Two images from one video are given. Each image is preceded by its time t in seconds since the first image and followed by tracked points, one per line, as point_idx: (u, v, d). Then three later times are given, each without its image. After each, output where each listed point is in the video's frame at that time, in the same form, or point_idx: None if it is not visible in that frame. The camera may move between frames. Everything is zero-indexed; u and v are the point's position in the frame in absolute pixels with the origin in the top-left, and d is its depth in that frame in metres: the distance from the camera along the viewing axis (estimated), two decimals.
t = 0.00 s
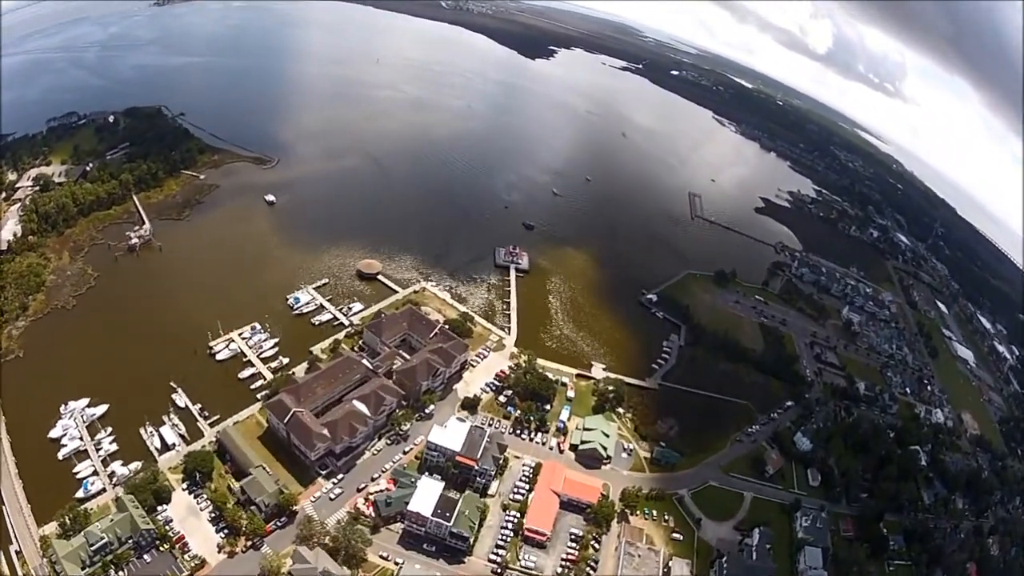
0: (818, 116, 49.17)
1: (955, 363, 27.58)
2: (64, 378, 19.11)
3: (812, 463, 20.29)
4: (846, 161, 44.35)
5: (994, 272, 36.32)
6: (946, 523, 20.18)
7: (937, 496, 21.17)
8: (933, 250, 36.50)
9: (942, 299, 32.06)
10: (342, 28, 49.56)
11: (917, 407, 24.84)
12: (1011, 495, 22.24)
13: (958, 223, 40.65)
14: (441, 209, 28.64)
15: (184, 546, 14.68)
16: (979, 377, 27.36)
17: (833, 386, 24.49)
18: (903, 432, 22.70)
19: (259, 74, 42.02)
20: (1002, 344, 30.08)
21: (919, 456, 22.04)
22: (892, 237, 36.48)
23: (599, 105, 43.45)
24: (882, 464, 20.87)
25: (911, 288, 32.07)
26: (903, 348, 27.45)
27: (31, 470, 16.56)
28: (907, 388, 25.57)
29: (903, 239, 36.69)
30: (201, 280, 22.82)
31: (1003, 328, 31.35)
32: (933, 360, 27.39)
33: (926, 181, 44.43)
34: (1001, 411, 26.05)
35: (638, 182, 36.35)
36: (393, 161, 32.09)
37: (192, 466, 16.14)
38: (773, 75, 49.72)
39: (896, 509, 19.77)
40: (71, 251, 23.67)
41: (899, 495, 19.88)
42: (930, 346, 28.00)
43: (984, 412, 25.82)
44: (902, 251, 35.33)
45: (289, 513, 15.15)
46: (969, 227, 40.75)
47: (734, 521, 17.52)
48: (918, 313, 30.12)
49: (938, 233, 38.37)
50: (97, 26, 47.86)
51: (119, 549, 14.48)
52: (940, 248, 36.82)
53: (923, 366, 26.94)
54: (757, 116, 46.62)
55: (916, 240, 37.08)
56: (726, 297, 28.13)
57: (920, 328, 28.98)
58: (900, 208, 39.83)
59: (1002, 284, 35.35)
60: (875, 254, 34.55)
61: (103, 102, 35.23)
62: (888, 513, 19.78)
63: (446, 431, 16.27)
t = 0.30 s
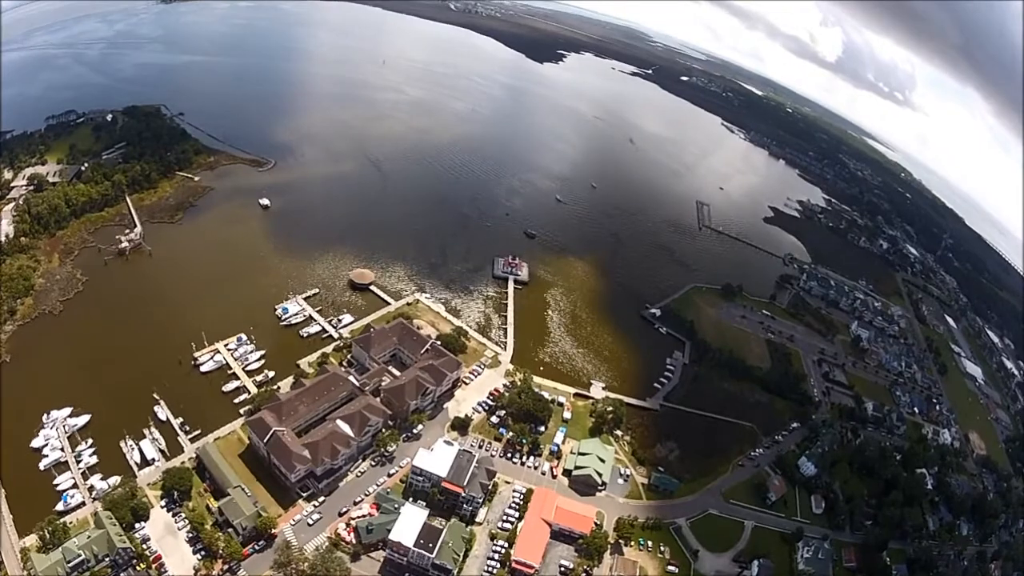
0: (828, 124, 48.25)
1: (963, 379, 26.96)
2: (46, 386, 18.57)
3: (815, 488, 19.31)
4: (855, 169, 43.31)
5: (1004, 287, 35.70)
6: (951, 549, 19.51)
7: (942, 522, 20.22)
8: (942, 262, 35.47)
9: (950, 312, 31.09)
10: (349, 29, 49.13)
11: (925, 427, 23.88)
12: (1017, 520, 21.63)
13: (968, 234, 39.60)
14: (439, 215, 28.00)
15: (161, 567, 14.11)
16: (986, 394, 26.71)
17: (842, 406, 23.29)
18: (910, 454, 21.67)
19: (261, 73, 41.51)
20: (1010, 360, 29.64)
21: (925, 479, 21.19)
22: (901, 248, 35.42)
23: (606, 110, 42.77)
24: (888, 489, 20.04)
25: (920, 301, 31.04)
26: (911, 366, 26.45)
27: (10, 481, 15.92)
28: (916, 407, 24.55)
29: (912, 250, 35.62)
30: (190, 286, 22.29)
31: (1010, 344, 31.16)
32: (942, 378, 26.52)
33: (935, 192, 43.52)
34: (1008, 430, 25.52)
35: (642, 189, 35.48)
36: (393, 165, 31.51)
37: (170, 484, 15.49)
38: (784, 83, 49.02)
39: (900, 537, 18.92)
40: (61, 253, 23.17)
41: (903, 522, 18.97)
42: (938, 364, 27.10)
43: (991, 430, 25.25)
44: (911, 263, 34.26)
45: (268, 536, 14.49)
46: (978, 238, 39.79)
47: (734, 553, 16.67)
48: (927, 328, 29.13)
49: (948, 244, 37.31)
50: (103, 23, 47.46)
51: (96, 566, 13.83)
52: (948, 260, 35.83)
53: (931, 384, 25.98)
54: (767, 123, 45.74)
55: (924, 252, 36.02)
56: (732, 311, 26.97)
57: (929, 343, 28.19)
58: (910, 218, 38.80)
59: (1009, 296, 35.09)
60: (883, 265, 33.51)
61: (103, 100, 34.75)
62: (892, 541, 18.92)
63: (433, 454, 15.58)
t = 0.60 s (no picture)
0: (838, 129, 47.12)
1: (971, 396, 25.95)
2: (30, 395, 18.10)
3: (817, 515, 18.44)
4: (865, 177, 42.16)
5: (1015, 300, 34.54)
6: None
7: (946, 549, 19.44)
8: (952, 273, 34.35)
9: (960, 326, 30.03)
10: (357, 27, 48.47)
11: (932, 448, 23.00)
12: (1023, 545, 20.50)
13: (979, 245, 38.46)
14: (436, 220, 27.35)
15: None
16: (993, 412, 25.72)
17: (848, 428, 22.37)
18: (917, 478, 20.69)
19: (264, 71, 40.88)
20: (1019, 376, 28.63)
21: (931, 503, 20.31)
22: (911, 259, 34.27)
23: (613, 113, 41.88)
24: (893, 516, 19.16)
25: (930, 315, 30.01)
26: (919, 384, 25.46)
27: None
28: (923, 428, 23.63)
29: (922, 261, 34.49)
30: (182, 293, 21.80)
31: (1019, 359, 30.00)
32: (951, 396, 25.53)
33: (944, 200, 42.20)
34: (1015, 448, 24.53)
35: (647, 195, 34.58)
36: (392, 167, 30.84)
37: (147, 502, 14.96)
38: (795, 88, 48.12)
39: (904, 566, 18.11)
40: (51, 255, 22.69)
41: (908, 551, 18.11)
42: (948, 381, 26.10)
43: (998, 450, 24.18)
44: (921, 274, 33.12)
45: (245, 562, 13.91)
46: (987, 248, 38.67)
47: None
48: (936, 343, 28.12)
49: (957, 255, 36.20)
50: (109, 18, 46.92)
51: None
52: (959, 271, 34.72)
53: (940, 403, 24.97)
54: (777, 129, 44.67)
55: (935, 262, 34.88)
56: (739, 326, 25.94)
57: (938, 359, 27.09)
58: (920, 227, 37.69)
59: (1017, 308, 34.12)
60: (892, 276, 32.41)
61: (103, 98, 34.26)
62: (897, 572, 18.10)
63: (417, 480, 14.84)
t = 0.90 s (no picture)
0: (847, 133, 45.79)
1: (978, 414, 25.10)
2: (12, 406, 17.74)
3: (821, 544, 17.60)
4: (875, 184, 41.01)
5: None
6: None
7: None
8: (962, 285, 33.23)
9: (969, 341, 29.03)
10: (363, 27, 47.87)
11: (939, 470, 22.13)
12: None
13: (990, 256, 37.35)
14: (434, 227, 26.74)
15: None
16: (1001, 429, 24.87)
17: (856, 451, 21.44)
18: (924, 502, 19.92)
19: (268, 69, 40.32)
20: None
21: (936, 529, 19.51)
22: (920, 270, 33.15)
23: (621, 117, 41.03)
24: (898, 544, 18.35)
25: (939, 329, 29.00)
26: (927, 403, 24.56)
27: None
28: (930, 449, 22.75)
29: (931, 272, 33.37)
30: (170, 301, 21.39)
31: None
32: (959, 414, 24.65)
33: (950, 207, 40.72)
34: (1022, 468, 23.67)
35: (653, 202, 33.75)
36: (392, 169, 30.30)
37: (125, 522, 14.42)
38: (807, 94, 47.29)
39: None
40: (42, 259, 22.31)
41: None
42: (956, 398, 25.22)
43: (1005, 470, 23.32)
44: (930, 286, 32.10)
45: None
46: (995, 259, 37.56)
47: None
48: (945, 359, 27.16)
49: (966, 266, 35.14)
50: (115, 13, 46.48)
51: None
52: (969, 284, 33.55)
53: (949, 423, 24.05)
54: (788, 135, 43.62)
55: (944, 274, 33.75)
56: (747, 343, 25.04)
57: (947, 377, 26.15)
58: (929, 237, 36.64)
59: None
60: (902, 288, 31.34)
61: (104, 96, 33.80)
62: None
63: (402, 509, 14.38)
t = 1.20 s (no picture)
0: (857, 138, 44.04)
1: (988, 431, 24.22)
2: None
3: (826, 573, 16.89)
4: (885, 193, 39.92)
5: None
6: None
7: None
8: (973, 297, 32.22)
9: (981, 356, 28.03)
10: (371, 27, 47.40)
11: (948, 491, 21.29)
12: None
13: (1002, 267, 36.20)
14: (433, 236, 26.17)
15: None
16: (1011, 447, 23.99)
17: (865, 473, 20.56)
18: (934, 525, 19.18)
19: (274, 70, 39.89)
20: None
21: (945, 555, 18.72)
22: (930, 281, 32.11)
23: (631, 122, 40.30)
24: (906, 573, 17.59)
25: (950, 343, 28.02)
26: (938, 421, 23.66)
27: None
28: (940, 470, 21.89)
29: (942, 284, 32.34)
30: (161, 311, 20.94)
31: None
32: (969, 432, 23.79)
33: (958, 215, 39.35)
34: None
35: (661, 210, 33.03)
36: (392, 175, 29.73)
37: (107, 541, 13.93)
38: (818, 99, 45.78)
39: None
40: (34, 267, 21.96)
41: None
42: (966, 415, 24.34)
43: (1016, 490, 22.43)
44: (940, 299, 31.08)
45: None
46: (1007, 270, 36.37)
47: None
48: (957, 375, 26.20)
49: (977, 278, 34.12)
50: (122, 12, 46.21)
51: None
52: (981, 297, 32.51)
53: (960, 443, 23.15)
54: (798, 142, 42.64)
55: (955, 285, 32.73)
56: (755, 360, 24.19)
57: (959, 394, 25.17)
58: (940, 247, 35.60)
59: None
60: (912, 300, 30.35)
61: (106, 97, 33.48)
62: None
63: (388, 539, 13.90)
